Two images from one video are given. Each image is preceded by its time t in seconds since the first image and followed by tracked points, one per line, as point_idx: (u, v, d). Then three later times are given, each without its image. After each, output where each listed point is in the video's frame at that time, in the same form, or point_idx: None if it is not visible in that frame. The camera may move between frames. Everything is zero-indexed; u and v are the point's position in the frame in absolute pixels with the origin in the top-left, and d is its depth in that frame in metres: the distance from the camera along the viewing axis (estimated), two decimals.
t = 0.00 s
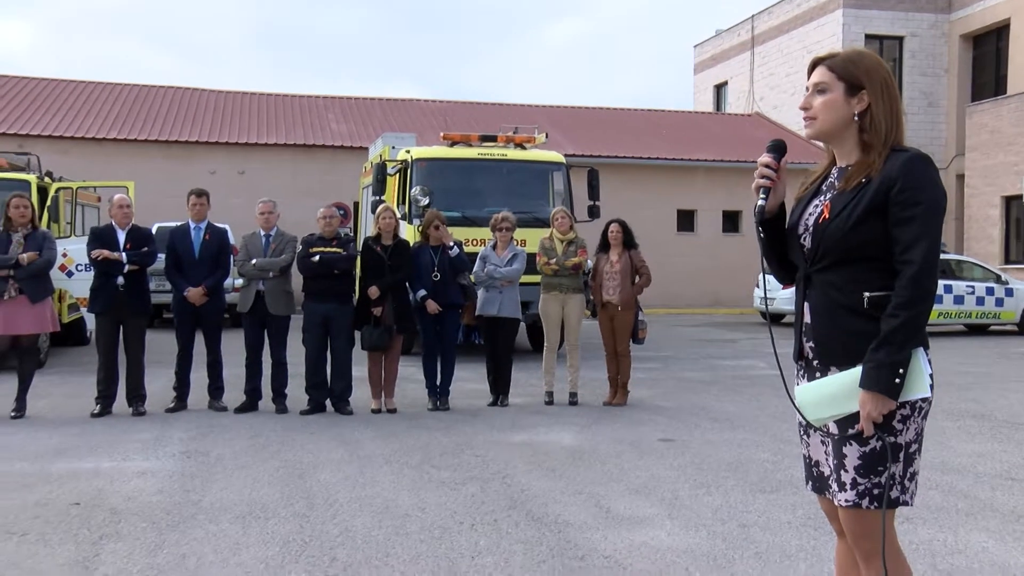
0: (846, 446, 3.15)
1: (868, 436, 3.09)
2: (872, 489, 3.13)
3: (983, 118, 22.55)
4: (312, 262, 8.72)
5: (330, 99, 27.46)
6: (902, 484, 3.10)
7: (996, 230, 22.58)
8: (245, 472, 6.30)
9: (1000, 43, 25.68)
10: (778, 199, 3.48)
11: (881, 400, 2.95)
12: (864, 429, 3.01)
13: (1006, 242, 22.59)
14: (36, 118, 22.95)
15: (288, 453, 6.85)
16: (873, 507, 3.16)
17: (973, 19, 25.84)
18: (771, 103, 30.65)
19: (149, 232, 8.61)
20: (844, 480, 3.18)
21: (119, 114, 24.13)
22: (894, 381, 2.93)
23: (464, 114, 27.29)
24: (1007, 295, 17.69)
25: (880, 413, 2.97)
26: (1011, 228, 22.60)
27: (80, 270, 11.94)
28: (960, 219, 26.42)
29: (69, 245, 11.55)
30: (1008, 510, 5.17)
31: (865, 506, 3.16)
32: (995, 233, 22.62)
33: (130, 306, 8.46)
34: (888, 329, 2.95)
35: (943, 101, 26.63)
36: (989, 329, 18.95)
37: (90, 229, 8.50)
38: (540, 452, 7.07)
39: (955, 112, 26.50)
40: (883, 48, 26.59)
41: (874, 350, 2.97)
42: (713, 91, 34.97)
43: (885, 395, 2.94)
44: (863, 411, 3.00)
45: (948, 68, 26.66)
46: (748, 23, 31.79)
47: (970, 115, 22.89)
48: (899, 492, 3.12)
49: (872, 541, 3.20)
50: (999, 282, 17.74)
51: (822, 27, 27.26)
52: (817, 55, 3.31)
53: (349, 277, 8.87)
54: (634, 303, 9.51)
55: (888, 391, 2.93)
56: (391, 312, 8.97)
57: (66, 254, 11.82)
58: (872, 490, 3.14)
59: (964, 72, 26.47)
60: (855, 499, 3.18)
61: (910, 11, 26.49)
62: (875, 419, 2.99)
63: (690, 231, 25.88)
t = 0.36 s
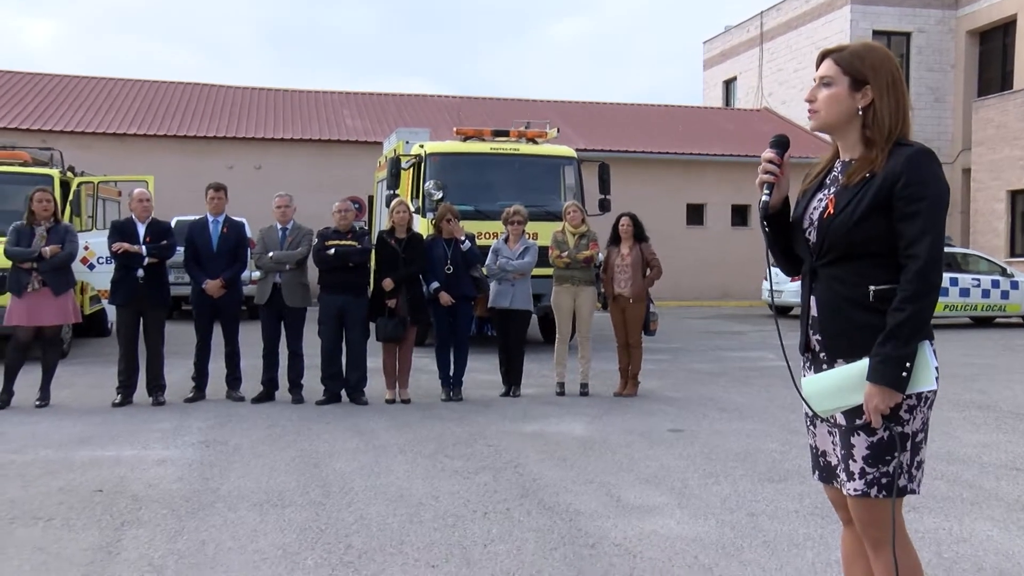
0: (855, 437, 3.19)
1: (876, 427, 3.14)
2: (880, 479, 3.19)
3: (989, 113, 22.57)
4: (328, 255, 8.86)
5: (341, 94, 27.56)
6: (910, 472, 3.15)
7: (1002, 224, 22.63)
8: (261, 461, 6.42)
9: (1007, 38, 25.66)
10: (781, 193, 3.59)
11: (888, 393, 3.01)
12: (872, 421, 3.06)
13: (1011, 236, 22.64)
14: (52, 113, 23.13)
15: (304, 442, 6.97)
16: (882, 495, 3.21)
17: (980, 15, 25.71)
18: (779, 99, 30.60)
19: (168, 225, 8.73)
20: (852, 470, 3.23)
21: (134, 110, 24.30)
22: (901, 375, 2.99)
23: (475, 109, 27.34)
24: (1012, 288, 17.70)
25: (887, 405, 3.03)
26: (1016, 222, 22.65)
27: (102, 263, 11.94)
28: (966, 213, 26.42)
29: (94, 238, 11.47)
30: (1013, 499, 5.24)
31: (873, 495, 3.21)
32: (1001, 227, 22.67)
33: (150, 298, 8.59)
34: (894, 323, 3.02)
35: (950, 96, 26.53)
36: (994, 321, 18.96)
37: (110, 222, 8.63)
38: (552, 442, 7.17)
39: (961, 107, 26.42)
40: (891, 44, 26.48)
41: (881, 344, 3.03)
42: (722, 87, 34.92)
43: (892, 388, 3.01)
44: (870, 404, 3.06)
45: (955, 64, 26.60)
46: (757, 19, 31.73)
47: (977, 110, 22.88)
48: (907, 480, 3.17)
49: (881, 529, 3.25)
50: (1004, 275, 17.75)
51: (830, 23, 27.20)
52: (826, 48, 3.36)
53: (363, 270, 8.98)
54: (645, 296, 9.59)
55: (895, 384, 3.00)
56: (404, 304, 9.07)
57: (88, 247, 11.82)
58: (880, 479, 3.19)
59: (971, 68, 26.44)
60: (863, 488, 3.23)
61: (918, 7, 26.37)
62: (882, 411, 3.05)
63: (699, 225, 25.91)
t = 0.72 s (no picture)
0: (850, 431, 3.27)
1: (871, 421, 3.21)
2: (874, 472, 3.26)
3: (991, 110, 22.63)
4: (339, 250, 8.96)
5: (350, 92, 27.67)
6: (903, 466, 3.23)
7: (1004, 220, 22.73)
8: (274, 452, 6.53)
9: (1009, 36, 25.68)
10: (784, 191, 3.63)
11: (887, 387, 3.07)
12: (869, 415, 3.14)
13: (1013, 231, 22.73)
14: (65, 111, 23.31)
15: (316, 434, 7.09)
16: (875, 489, 3.29)
17: (982, 14, 25.63)
18: (784, 96, 30.60)
19: (183, 221, 8.84)
20: (847, 463, 3.31)
21: (145, 107, 24.45)
22: (901, 369, 3.05)
23: (482, 107, 27.44)
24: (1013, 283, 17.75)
25: (887, 400, 3.09)
26: (1018, 217, 22.75)
27: (119, 258, 12.10)
28: (967, 210, 26.48)
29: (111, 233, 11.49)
30: (1012, 490, 5.33)
31: (867, 488, 3.29)
32: (1003, 223, 22.77)
33: (165, 292, 8.71)
34: (894, 318, 3.08)
35: (951, 94, 26.49)
36: (996, 316, 19.00)
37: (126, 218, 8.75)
38: (559, 434, 7.27)
39: (961, 105, 26.43)
40: (893, 43, 26.43)
41: (881, 340, 3.09)
42: (727, 85, 34.94)
43: (892, 382, 3.07)
44: (870, 399, 3.12)
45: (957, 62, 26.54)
46: (762, 17, 31.71)
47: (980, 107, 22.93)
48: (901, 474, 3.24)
49: (876, 522, 3.32)
50: (1006, 270, 17.80)
51: (833, 22, 27.18)
52: (825, 49, 3.43)
53: (374, 265, 9.09)
54: (651, 291, 9.66)
55: (895, 379, 3.05)
56: (416, 297, 9.17)
57: (105, 242, 11.93)
58: (875, 472, 3.27)
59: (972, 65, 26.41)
60: (858, 481, 3.31)
61: (920, 6, 26.31)
62: (881, 406, 3.11)
63: (705, 221, 25.97)
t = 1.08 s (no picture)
0: (849, 426, 3.31)
1: (870, 416, 3.25)
2: (873, 466, 3.30)
3: (990, 110, 22.77)
4: (348, 248, 9.05)
5: (357, 91, 27.80)
6: (902, 460, 3.27)
7: (1001, 218, 22.91)
8: (284, 446, 6.64)
9: (1007, 37, 25.74)
10: (784, 189, 3.69)
11: (879, 380, 3.11)
12: (867, 409, 3.17)
13: (1011, 229, 22.93)
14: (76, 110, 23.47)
15: (325, 428, 7.20)
16: (876, 482, 3.32)
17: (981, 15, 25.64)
18: (786, 96, 30.63)
19: (195, 219, 8.93)
20: (847, 457, 3.35)
21: (153, 107, 24.60)
22: (890, 361, 3.10)
23: (486, 107, 27.55)
24: (1012, 280, 17.83)
25: (882, 392, 3.13)
26: (1016, 216, 22.95)
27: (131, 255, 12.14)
28: (967, 208, 26.54)
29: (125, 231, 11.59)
30: (1011, 484, 5.41)
31: (867, 482, 3.33)
32: (1000, 221, 22.95)
33: (177, 289, 8.82)
34: (886, 312, 3.13)
35: (951, 94, 26.52)
36: (995, 312, 19.08)
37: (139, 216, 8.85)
38: (565, 428, 7.36)
39: (960, 105, 26.48)
40: (894, 43, 26.46)
41: (874, 333, 3.14)
42: (730, 85, 34.99)
43: (883, 375, 3.11)
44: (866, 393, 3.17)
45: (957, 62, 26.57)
46: (764, 19, 31.69)
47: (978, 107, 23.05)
48: (900, 467, 3.28)
49: (877, 515, 3.36)
50: (1004, 268, 17.88)
51: (835, 23, 27.20)
52: (827, 49, 3.48)
53: (382, 262, 9.18)
54: (654, 288, 9.73)
55: (886, 371, 3.10)
56: (422, 295, 9.32)
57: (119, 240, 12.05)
58: (875, 466, 3.31)
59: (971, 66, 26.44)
60: (858, 475, 3.35)
61: (919, 7, 26.34)
62: (878, 400, 3.15)
63: (708, 219, 26.06)
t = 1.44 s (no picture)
0: (848, 418, 3.26)
1: (870, 408, 3.21)
2: (873, 458, 3.26)
3: (989, 107, 22.89)
4: (355, 243, 9.17)
5: (366, 88, 27.94)
6: (901, 452, 3.22)
7: (1000, 214, 23.02)
8: (293, 438, 6.75)
9: (1006, 35, 25.67)
10: (785, 185, 3.62)
11: (881, 373, 3.07)
12: (869, 402, 3.13)
13: (1010, 225, 23.02)
14: (87, 107, 23.67)
15: (334, 420, 7.31)
16: (874, 474, 3.28)
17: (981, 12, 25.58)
18: (787, 94, 30.66)
19: (206, 214, 9.05)
20: (846, 449, 3.30)
21: (162, 104, 24.78)
22: (894, 355, 3.06)
23: (491, 104, 27.64)
24: (1010, 275, 17.91)
25: (884, 385, 3.09)
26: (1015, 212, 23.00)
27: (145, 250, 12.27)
28: (967, 204, 26.60)
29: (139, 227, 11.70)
30: (1008, 476, 5.49)
31: (866, 473, 3.29)
32: (999, 217, 23.07)
33: (188, 283, 8.94)
34: (888, 306, 3.09)
35: (951, 91, 26.54)
36: (993, 307, 19.14)
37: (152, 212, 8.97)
38: (569, 421, 7.46)
39: (960, 103, 26.51)
40: (894, 42, 26.49)
41: (876, 327, 3.10)
42: (732, 82, 35.05)
43: (885, 368, 3.07)
44: (868, 385, 3.13)
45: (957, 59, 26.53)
46: (766, 18, 31.58)
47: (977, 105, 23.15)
48: (899, 460, 3.24)
49: (876, 506, 3.32)
50: (1002, 263, 17.94)
51: (836, 21, 27.19)
52: (824, 46, 3.42)
53: (389, 257, 9.28)
54: (656, 283, 9.82)
55: (888, 364, 3.06)
56: (429, 289, 9.38)
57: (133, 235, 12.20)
58: (874, 458, 3.26)
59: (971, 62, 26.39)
60: (857, 467, 3.30)
61: (919, 6, 26.33)
62: (879, 392, 3.11)
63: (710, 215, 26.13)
